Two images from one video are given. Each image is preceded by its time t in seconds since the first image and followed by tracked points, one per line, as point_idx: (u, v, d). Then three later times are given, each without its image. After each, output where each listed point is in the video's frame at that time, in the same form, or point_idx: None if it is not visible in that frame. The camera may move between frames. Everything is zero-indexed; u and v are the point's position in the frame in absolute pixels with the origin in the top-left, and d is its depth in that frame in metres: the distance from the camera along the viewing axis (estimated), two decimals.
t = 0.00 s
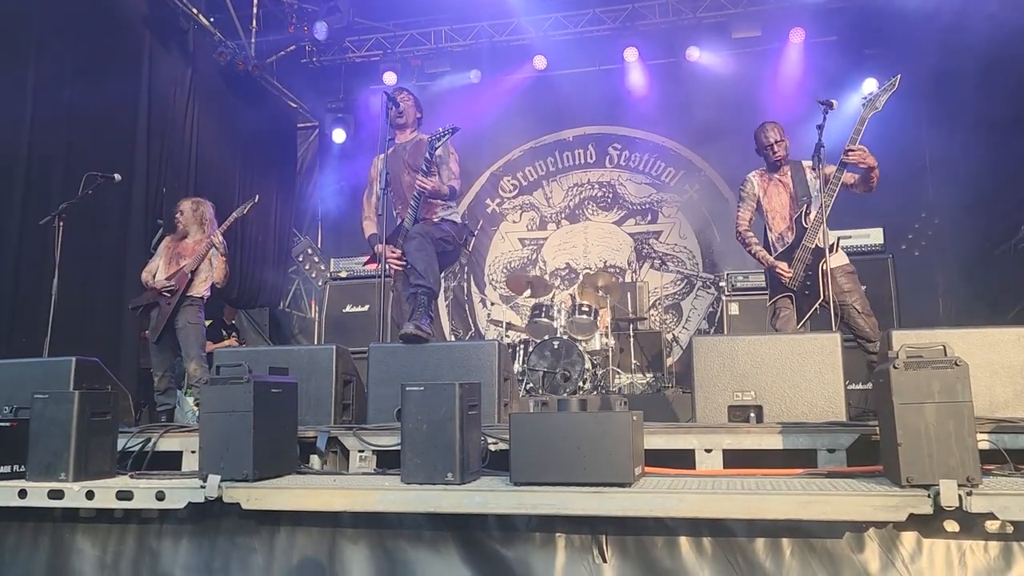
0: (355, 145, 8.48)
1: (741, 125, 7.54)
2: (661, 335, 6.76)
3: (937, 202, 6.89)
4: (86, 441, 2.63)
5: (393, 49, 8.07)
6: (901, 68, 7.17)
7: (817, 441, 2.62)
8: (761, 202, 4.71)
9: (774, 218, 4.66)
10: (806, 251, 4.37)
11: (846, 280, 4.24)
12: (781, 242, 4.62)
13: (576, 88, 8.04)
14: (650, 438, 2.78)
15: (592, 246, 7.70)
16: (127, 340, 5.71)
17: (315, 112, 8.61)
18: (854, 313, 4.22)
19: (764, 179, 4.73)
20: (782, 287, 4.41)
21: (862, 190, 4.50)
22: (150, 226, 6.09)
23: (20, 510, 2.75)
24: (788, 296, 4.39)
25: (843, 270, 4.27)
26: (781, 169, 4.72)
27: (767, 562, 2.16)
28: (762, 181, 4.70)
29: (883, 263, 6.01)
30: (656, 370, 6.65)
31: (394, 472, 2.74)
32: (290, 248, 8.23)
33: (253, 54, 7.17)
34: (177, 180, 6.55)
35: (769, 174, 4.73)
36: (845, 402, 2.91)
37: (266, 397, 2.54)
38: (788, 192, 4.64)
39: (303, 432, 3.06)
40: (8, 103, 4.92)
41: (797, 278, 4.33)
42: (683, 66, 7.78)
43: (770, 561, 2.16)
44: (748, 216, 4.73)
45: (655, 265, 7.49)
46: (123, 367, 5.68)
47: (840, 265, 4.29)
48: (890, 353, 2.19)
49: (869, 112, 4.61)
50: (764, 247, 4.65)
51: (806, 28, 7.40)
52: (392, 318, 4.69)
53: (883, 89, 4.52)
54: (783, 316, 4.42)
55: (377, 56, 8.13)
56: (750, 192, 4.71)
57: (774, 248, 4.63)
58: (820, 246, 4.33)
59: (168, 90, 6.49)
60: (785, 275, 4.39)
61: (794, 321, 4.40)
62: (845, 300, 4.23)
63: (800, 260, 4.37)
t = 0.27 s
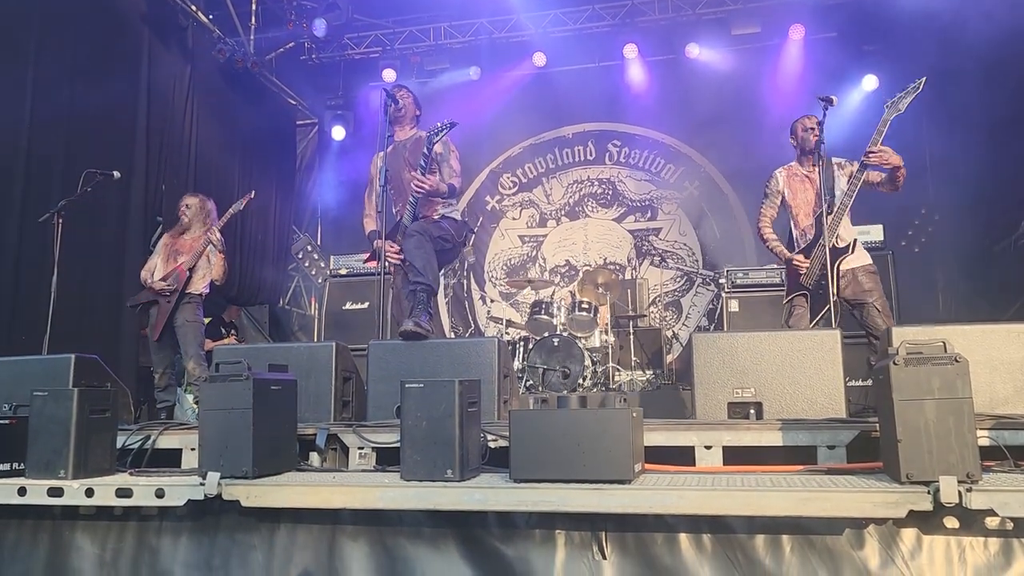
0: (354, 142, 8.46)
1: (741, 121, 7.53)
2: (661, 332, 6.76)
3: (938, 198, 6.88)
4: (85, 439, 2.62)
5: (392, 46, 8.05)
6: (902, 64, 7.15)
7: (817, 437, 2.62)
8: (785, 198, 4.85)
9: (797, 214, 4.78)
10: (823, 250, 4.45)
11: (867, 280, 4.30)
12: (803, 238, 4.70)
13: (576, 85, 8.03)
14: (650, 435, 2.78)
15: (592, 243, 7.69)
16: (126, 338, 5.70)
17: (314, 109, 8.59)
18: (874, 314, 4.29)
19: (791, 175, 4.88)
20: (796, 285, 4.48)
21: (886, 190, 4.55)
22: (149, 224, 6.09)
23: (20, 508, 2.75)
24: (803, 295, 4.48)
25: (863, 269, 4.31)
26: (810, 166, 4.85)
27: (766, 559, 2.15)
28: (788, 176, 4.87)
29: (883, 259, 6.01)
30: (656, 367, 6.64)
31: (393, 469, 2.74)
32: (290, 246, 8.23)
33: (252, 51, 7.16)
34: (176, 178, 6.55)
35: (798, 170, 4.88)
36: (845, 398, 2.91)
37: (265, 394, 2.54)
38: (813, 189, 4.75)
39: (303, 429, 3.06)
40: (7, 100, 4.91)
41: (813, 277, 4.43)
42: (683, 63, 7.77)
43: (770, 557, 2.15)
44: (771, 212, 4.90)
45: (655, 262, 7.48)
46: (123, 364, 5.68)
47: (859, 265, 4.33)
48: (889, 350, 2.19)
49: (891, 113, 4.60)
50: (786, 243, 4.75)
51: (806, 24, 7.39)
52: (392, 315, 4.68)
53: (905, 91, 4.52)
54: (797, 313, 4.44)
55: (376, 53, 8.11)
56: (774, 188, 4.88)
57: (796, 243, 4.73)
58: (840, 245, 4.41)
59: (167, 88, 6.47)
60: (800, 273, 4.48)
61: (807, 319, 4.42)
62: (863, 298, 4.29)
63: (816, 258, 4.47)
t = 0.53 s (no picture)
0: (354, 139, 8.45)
1: (741, 117, 7.52)
2: (661, 329, 6.77)
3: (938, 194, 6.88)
4: (84, 436, 2.62)
5: (392, 43, 8.05)
6: (902, 61, 7.14)
7: (816, 434, 2.61)
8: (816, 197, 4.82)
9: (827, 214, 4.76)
10: (848, 251, 4.54)
11: (889, 280, 4.39)
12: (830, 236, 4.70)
13: (576, 81, 8.02)
14: (650, 431, 2.77)
15: (592, 240, 7.69)
16: (126, 335, 5.70)
17: (314, 106, 8.59)
18: (892, 313, 4.39)
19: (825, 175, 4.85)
20: (817, 283, 4.45)
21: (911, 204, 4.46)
22: (149, 220, 6.09)
23: (20, 505, 2.75)
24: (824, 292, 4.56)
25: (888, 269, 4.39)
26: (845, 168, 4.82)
27: (766, 555, 2.15)
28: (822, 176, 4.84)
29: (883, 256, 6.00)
30: (656, 364, 6.65)
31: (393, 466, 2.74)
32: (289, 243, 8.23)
33: (251, 48, 7.14)
34: (176, 175, 6.54)
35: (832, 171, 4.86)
36: (845, 395, 2.91)
37: (265, 391, 2.54)
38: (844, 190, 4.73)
39: (303, 426, 3.06)
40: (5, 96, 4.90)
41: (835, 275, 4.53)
42: (683, 59, 7.76)
43: (770, 554, 2.15)
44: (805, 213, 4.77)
45: (655, 259, 7.47)
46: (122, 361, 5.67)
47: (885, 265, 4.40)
48: (889, 346, 2.19)
49: (930, 118, 4.61)
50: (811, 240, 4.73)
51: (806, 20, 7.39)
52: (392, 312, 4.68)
53: (945, 97, 4.53)
54: (816, 311, 4.39)
55: (376, 49, 8.11)
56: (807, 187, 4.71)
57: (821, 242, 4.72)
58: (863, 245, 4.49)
59: (166, 84, 6.46)
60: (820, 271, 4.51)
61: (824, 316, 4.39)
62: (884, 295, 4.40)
63: (840, 258, 4.55)
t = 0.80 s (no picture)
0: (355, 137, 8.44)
1: (742, 114, 7.52)
2: (661, 326, 6.77)
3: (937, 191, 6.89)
4: (84, 433, 2.62)
5: (392, 40, 8.06)
6: (903, 57, 7.13)
7: (817, 431, 2.61)
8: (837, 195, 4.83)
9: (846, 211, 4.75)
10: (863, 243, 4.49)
11: (901, 277, 4.39)
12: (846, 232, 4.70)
13: (577, 77, 8.02)
14: (650, 428, 2.77)
15: (592, 237, 7.68)
16: (126, 332, 5.70)
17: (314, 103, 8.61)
18: (901, 310, 4.40)
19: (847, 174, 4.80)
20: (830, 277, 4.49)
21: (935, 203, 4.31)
22: (149, 217, 6.08)
23: (20, 502, 2.75)
24: (835, 284, 4.51)
25: (900, 267, 4.39)
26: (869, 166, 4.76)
27: (766, 552, 2.16)
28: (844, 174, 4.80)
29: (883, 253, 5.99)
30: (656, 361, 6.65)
31: (393, 463, 2.74)
32: (289, 239, 8.24)
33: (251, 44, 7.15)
34: (177, 174, 6.55)
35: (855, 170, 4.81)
36: (845, 391, 2.90)
37: (265, 388, 2.54)
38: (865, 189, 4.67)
39: (303, 423, 3.06)
40: (5, 93, 4.90)
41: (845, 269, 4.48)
42: (683, 55, 7.76)
43: (770, 551, 2.15)
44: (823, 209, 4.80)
45: (655, 255, 7.47)
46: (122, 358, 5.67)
47: (897, 262, 4.41)
48: (890, 342, 2.18)
49: (953, 114, 4.59)
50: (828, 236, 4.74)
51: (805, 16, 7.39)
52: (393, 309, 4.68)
53: (970, 94, 4.52)
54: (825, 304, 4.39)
55: (376, 46, 8.16)
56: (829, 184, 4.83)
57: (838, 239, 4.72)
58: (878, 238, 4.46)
59: (167, 81, 6.47)
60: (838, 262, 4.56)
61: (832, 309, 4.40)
62: (893, 292, 4.40)
63: (855, 250, 4.50)
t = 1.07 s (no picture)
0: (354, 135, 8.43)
1: (741, 112, 7.52)
2: (661, 324, 6.78)
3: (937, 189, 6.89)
4: (84, 431, 2.62)
5: (391, 38, 8.05)
6: (902, 55, 7.13)
7: (817, 429, 2.61)
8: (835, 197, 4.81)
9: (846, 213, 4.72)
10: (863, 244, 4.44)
11: (902, 277, 4.41)
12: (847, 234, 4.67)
13: (576, 75, 8.02)
14: (650, 426, 2.77)
15: (592, 235, 7.68)
16: (127, 331, 5.71)
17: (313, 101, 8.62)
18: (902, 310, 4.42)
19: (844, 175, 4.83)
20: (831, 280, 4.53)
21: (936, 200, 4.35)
22: (149, 216, 6.08)
23: (20, 501, 2.76)
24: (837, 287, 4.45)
25: (901, 267, 4.41)
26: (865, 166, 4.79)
27: (766, 550, 2.16)
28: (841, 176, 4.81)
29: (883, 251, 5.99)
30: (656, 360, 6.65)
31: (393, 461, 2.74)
32: (289, 238, 8.25)
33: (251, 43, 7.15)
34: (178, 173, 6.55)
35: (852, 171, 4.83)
36: (845, 389, 2.91)
37: (265, 386, 2.54)
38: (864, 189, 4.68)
39: (303, 422, 3.05)
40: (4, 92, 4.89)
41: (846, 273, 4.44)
42: (682, 54, 7.76)
43: (770, 548, 2.16)
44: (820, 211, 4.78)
45: (655, 254, 7.47)
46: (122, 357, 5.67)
47: (898, 262, 4.42)
48: (890, 340, 2.18)
49: (947, 112, 4.58)
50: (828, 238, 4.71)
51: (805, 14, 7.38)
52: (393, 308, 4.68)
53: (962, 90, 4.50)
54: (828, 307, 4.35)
55: (376, 44, 8.12)
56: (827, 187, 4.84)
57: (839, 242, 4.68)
58: (879, 238, 4.40)
59: (166, 80, 6.46)
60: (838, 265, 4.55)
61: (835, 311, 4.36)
62: (893, 293, 4.42)
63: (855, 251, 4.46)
